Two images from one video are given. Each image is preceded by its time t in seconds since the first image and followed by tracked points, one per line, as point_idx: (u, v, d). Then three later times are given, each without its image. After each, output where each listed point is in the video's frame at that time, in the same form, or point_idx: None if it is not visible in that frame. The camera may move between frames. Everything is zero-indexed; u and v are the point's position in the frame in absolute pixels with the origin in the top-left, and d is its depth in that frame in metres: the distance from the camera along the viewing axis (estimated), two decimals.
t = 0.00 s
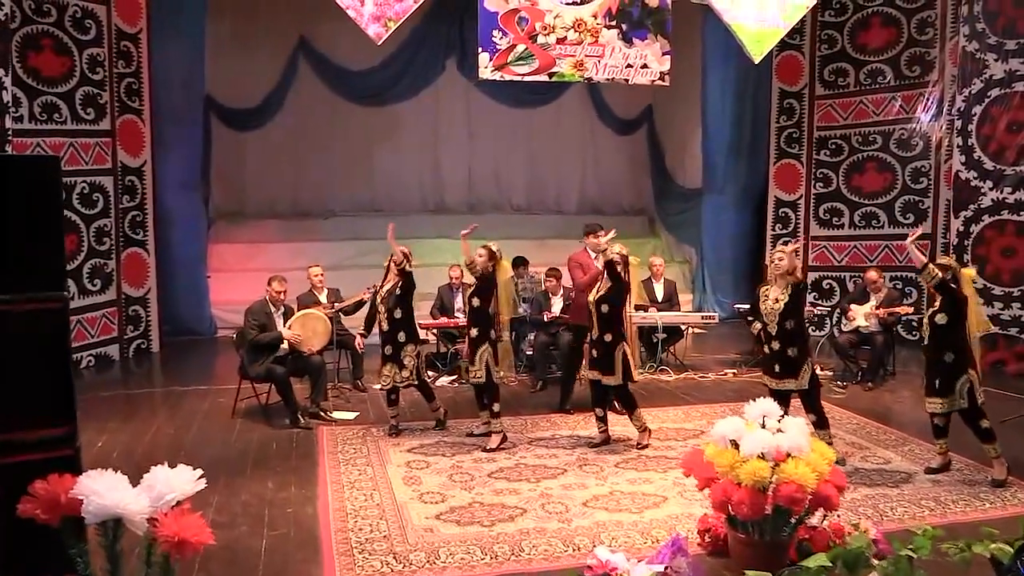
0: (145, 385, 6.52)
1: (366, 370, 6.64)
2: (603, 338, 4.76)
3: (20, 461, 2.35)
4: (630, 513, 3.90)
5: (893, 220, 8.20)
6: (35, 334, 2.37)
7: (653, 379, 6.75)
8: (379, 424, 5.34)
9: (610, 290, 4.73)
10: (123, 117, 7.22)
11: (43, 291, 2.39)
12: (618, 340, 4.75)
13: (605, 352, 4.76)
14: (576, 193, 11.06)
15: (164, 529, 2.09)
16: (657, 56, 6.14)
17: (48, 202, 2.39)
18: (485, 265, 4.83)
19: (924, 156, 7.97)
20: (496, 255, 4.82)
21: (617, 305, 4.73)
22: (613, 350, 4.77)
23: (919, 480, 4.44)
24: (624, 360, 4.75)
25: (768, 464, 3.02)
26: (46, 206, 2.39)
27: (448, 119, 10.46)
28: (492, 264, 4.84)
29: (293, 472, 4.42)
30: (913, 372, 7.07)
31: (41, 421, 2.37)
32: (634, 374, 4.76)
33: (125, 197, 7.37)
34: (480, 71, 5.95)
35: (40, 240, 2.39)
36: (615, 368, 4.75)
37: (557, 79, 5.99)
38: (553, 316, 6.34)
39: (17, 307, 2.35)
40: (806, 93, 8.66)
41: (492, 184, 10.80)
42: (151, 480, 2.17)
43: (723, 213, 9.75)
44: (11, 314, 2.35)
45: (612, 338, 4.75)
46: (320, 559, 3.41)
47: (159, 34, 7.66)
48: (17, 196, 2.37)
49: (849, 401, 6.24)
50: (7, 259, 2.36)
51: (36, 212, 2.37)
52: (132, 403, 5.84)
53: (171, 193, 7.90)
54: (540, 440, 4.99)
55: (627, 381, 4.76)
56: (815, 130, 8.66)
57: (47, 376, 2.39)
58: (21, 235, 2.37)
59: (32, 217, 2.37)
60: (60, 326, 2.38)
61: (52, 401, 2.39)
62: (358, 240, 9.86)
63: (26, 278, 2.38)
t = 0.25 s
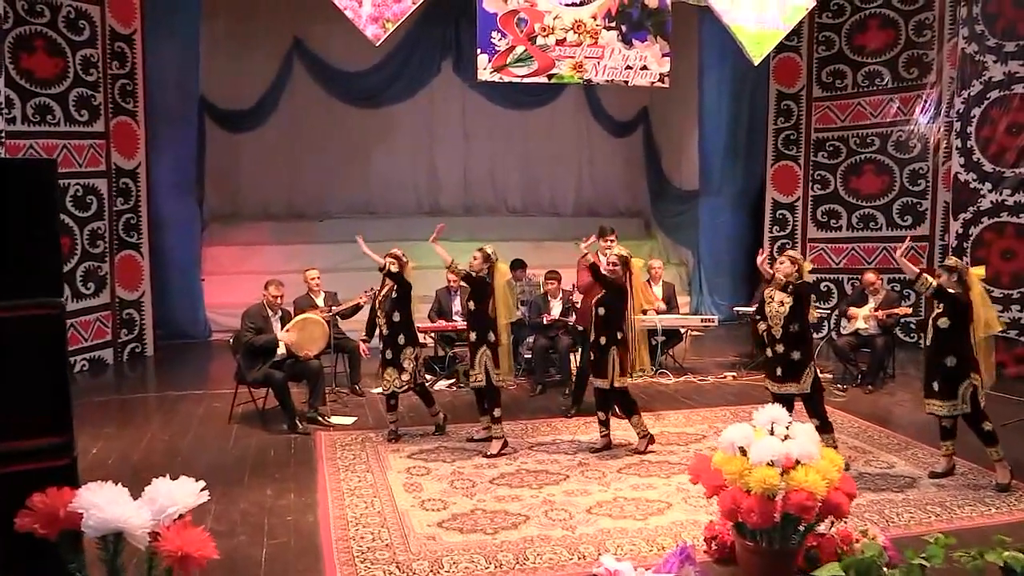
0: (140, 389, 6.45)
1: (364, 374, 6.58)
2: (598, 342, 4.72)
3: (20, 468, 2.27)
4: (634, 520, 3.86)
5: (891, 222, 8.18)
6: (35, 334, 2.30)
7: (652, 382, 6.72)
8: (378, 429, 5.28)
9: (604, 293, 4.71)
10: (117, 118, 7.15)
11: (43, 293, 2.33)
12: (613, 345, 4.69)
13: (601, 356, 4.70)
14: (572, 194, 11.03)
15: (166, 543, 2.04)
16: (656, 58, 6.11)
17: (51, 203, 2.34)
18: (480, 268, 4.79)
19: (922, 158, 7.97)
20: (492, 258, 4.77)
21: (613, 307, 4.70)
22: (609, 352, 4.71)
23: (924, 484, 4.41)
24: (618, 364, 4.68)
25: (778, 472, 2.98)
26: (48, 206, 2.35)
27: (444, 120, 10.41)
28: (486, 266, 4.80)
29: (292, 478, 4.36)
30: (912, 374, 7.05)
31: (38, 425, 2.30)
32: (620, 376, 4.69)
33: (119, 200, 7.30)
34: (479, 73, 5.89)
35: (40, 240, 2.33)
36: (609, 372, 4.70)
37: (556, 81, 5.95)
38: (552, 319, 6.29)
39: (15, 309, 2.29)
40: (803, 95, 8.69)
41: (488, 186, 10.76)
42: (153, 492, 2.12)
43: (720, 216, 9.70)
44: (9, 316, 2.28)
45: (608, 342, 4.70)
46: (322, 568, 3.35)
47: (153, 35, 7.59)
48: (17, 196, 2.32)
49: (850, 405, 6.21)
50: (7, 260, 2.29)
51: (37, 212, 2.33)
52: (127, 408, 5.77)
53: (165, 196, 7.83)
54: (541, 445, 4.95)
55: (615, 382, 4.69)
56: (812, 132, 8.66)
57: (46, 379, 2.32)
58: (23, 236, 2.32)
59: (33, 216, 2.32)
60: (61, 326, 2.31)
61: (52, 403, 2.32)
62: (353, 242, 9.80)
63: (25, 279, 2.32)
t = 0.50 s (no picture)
0: (131, 395, 6.37)
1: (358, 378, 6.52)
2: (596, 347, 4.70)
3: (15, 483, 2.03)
4: (636, 527, 3.81)
5: (885, 225, 8.19)
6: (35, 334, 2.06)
7: (648, 386, 6.68)
8: (374, 435, 5.22)
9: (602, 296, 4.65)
10: (107, 120, 7.06)
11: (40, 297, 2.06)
12: (610, 349, 4.66)
13: (601, 360, 4.67)
14: (565, 196, 10.99)
15: (167, 559, 1.97)
16: (653, 60, 6.07)
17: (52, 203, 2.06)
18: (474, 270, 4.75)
19: (916, 160, 8.01)
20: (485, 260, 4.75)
21: (611, 311, 4.65)
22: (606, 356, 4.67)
23: (925, 489, 4.39)
24: (617, 368, 4.64)
25: (784, 480, 2.94)
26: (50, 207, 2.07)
27: (436, 122, 10.36)
28: (480, 270, 4.76)
29: (288, 486, 4.30)
30: (907, 377, 7.05)
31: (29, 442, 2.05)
32: (620, 381, 4.65)
33: (110, 202, 7.21)
34: (475, 74, 5.83)
35: (41, 239, 2.05)
36: (607, 377, 4.66)
37: (552, 83, 5.91)
38: (547, 323, 6.25)
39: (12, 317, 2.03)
40: (797, 96, 8.64)
41: (481, 188, 10.71)
42: (152, 507, 2.06)
43: (713, 219, 9.70)
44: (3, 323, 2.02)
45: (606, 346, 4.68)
46: None
47: (143, 35, 7.50)
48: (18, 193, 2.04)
49: (847, 408, 6.20)
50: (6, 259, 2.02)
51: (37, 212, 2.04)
52: (118, 414, 5.69)
53: (155, 198, 7.74)
54: (539, 451, 4.90)
55: (614, 387, 4.65)
56: (806, 134, 8.63)
57: (47, 392, 2.08)
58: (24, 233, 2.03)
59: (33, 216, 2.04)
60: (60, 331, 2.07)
61: (52, 421, 2.07)
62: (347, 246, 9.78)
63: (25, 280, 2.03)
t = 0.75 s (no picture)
0: (118, 400, 6.28)
1: (349, 383, 6.45)
2: (587, 356, 4.66)
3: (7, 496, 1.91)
4: (636, 536, 3.77)
5: (876, 228, 8.19)
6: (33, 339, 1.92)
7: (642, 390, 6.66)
8: (367, 441, 5.16)
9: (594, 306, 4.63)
10: (93, 122, 6.96)
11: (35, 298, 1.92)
12: (599, 361, 4.61)
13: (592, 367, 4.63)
14: (554, 198, 10.95)
15: None
16: (647, 63, 6.04)
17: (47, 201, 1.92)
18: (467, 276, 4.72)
19: (907, 163, 8.00)
20: (477, 266, 4.71)
21: (605, 322, 4.63)
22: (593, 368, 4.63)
23: (922, 494, 4.38)
24: (603, 381, 4.59)
25: (790, 489, 2.90)
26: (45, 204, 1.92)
27: (425, 125, 10.29)
28: (473, 274, 4.73)
29: (281, 495, 4.23)
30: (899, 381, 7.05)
31: (28, 445, 1.95)
32: (609, 394, 4.60)
33: (96, 206, 7.10)
34: (468, 77, 5.78)
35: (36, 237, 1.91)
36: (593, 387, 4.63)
37: (546, 85, 5.87)
38: (540, 327, 6.20)
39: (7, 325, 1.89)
40: (788, 100, 8.67)
41: (470, 190, 10.65)
42: (149, 525, 1.98)
43: (703, 222, 9.68)
44: None
45: (597, 357, 4.63)
46: None
47: (129, 35, 7.40)
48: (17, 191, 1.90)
49: (840, 412, 6.19)
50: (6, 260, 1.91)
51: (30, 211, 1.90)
52: (106, 421, 5.60)
53: (141, 202, 7.64)
54: (535, 457, 4.86)
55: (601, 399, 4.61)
56: (797, 137, 8.65)
57: (41, 401, 1.96)
58: (26, 233, 1.94)
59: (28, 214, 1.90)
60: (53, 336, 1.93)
61: (48, 428, 1.97)
62: (334, 250, 9.72)
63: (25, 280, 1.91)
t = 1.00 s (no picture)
0: (105, 406, 6.18)
1: (340, 388, 6.39)
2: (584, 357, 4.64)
3: None
4: (634, 541, 3.74)
5: (865, 229, 8.20)
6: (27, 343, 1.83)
7: (635, 393, 6.64)
8: (359, 447, 5.10)
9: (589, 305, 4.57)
10: (78, 123, 6.86)
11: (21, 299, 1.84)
12: (597, 360, 4.59)
13: (589, 369, 4.61)
14: (543, 199, 10.91)
15: None
16: (639, 65, 6.01)
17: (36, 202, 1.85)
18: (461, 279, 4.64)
19: (896, 164, 8.01)
20: (470, 270, 4.64)
21: (599, 323, 4.59)
22: (592, 367, 4.61)
23: (919, 497, 4.37)
24: (601, 380, 4.57)
25: (793, 496, 2.86)
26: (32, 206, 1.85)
27: (413, 126, 10.21)
28: (465, 280, 4.66)
29: (274, 503, 4.17)
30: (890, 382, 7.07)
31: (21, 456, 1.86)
32: (608, 393, 4.57)
33: (81, 208, 7.00)
34: (460, 78, 5.73)
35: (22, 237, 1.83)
36: (593, 389, 4.60)
37: (538, 87, 5.83)
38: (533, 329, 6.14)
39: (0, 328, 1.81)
40: (778, 101, 8.67)
41: (458, 192, 10.57)
42: (146, 540, 1.88)
43: (693, 224, 9.66)
44: None
45: (594, 356, 4.61)
46: None
47: (115, 35, 7.30)
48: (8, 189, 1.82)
49: (833, 414, 6.19)
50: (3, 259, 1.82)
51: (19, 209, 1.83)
52: (92, 427, 5.51)
53: (127, 204, 7.54)
54: (529, 462, 4.82)
55: (602, 399, 4.58)
56: (787, 139, 8.66)
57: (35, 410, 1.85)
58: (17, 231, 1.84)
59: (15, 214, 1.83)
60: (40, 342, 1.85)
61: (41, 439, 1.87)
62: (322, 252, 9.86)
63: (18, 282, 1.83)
